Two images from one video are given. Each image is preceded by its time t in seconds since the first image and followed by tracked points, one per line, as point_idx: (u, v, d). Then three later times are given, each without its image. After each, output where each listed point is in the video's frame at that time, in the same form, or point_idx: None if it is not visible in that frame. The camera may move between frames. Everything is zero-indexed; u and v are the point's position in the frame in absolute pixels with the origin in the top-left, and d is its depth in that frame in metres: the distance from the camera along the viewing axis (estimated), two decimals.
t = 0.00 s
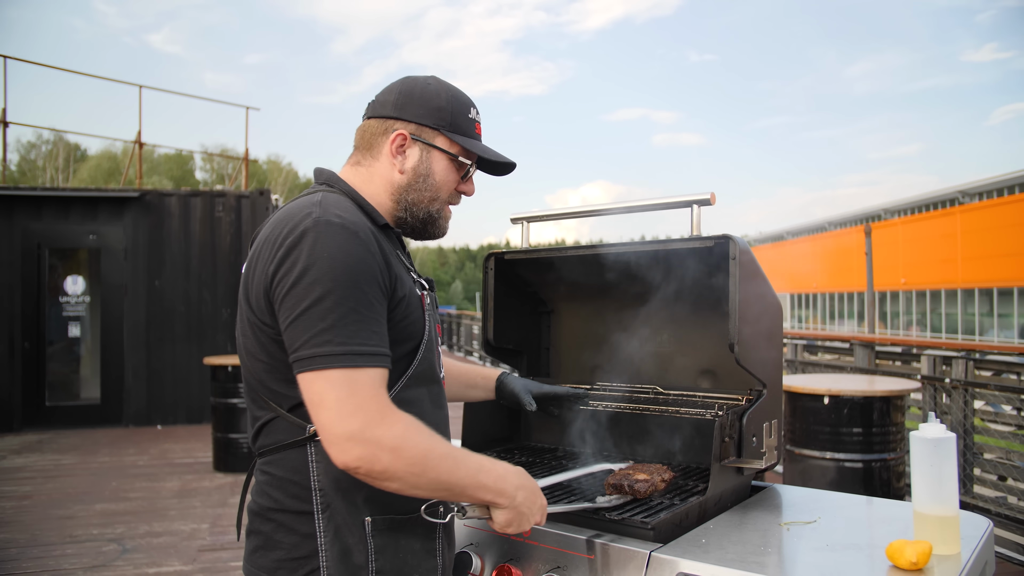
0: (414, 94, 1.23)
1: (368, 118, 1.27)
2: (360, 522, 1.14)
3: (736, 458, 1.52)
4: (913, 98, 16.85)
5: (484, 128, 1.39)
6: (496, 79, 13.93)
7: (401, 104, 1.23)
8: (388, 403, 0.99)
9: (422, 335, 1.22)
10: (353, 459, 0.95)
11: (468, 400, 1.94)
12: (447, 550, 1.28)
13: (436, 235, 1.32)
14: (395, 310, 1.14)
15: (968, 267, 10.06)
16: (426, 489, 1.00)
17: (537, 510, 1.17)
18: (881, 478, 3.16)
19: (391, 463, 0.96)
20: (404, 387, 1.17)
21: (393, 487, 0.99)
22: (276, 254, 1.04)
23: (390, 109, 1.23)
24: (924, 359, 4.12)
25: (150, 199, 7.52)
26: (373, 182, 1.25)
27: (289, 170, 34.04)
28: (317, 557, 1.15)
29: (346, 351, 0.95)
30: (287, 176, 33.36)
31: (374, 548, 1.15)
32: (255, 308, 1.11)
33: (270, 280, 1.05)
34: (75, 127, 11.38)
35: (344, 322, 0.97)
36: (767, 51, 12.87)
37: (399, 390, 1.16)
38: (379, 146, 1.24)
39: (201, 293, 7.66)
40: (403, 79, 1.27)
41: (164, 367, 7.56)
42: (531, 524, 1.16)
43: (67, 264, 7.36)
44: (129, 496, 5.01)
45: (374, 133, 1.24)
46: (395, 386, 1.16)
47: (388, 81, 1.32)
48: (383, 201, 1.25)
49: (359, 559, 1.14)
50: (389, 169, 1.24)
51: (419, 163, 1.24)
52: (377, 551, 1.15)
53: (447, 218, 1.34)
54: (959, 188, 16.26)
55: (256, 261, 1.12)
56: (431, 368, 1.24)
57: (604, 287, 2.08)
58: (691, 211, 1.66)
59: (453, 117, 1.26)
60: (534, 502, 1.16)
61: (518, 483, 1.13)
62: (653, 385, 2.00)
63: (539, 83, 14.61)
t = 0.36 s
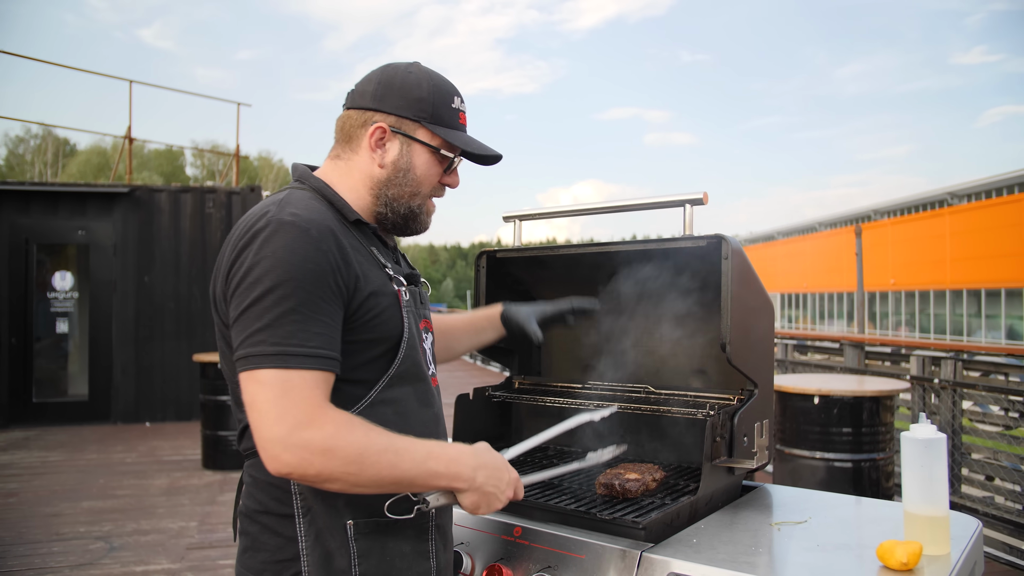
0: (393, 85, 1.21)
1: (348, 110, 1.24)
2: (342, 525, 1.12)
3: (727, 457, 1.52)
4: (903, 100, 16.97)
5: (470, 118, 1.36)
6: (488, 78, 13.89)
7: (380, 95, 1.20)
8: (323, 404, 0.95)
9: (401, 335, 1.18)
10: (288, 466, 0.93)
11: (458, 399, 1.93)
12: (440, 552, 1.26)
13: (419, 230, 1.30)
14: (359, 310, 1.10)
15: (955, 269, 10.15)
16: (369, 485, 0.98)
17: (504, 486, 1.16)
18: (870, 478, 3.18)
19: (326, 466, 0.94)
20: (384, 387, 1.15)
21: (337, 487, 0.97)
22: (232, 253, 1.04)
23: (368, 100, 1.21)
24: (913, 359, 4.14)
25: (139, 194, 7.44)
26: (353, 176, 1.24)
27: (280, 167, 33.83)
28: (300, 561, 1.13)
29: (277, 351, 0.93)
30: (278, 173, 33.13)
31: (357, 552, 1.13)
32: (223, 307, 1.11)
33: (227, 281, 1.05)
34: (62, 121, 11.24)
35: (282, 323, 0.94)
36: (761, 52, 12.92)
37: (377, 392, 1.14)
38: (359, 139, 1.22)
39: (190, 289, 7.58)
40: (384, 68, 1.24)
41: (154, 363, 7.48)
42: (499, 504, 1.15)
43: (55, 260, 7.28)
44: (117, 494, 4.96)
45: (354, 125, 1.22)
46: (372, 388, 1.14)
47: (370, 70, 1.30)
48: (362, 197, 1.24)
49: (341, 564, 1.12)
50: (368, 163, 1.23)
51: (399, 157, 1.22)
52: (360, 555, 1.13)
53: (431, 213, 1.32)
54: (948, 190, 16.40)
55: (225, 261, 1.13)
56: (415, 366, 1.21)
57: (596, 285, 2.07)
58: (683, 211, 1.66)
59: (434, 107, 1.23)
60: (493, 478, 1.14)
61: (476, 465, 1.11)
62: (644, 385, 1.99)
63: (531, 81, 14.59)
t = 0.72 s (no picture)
0: (369, 77, 1.19)
1: (325, 104, 1.23)
2: (333, 527, 1.10)
3: (719, 457, 1.51)
4: (895, 101, 17.07)
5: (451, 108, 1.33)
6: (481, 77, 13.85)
7: (356, 87, 1.18)
8: (282, 413, 0.94)
9: (385, 333, 1.15)
10: (246, 476, 0.92)
11: (451, 399, 1.92)
12: (437, 551, 1.24)
13: (402, 224, 1.28)
14: (335, 312, 1.07)
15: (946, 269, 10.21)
16: (326, 497, 0.95)
17: (472, 502, 1.07)
18: (861, 478, 3.19)
19: (279, 478, 0.93)
20: (375, 384, 1.14)
21: (296, 496, 0.95)
22: (204, 256, 1.04)
23: (344, 94, 1.19)
24: (905, 359, 4.15)
25: (131, 192, 7.36)
26: (333, 170, 1.22)
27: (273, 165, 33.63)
28: (290, 563, 1.11)
29: (235, 359, 0.93)
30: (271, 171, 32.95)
31: (349, 554, 1.11)
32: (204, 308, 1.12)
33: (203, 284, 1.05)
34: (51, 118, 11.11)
35: (241, 329, 0.94)
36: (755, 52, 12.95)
37: (364, 392, 1.12)
38: (336, 133, 1.20)
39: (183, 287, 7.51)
40: (360, 60, 1.23)
41: (145, 362, 7.41)
42: (463, 523, 1.06)
43: (46, 257, 7.22)
44: (108, 492, 4.91)
45: (330, 119, 1.20)
46: (359, 389, 1.12)
47: (348, 62, 1.28)
48: (342, 192, 1.22)
49: (332, 565, 1.10)
50: (347, 158, 1.21)
51: (378, 150, 1.20)
52: (352, 557, 1.11)
53: (416, 208, 1.30)
54: (939, 190, 16.50)
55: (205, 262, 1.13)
56: (403, 364, 1.18)
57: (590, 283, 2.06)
58: (677, 210, 1.65)
59: (411, 98, 1.21)
60: (462, 495, 1.06)
61: (440, 478, 1.04)
62: (635, 385, 1.98)
63: (525, 80, 14.53)
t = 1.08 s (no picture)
0: (330, 66, 1.21)
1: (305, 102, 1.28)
2: (318, 524, 1.08)
3: (714, 457, 1.50)
4: (890, 102, 17.14)
5: (423, 84, 1.26)
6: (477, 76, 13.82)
7: (320, 78, 1.21)
8: (254, 392, 0.93)
9: (371, 325, 1.14)
10: (217, 455, 0.91)
11: (445, 397, 1.91)
12: (428, 549, 1.23)
13: (375, 206, 1.21)
14: (318, 301, 1.07)
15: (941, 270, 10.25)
16: (302, 474, 0.94)
17: (455, 475, 1.07)
18: (856, 477, 3.19)
19: (249, 455, 0.91)
20: (357, 378, 1.12)
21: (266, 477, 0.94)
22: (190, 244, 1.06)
23: (312, 88, 1.23)
24: (900, 359, 4.15)
25: (126, 190, 7.29)
26: (310, 163, 1.24)
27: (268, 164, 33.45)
28: (275, 562, 1.10)
29: (212, 339, 0.93)
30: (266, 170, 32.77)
31: (335, 553, 1.09)
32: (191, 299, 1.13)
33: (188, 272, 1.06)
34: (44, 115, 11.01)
35: (219, 309, 0.94)
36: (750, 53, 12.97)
37: (351, 384, 1.11)
38: (308, 123, 1.23)
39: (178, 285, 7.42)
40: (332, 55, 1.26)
41: (140, 360, 7.33)
42: (448, 496, 1.05)
43: (41, 255, 7.17)
44: (102, 491, 4.88)
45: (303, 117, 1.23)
46: (346, 380, 1.12)
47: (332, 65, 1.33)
48: (316, 180, 1.22)
49: (317, 564, 1.08)
50: (318, 146, 1.22)
51: (336, 130, 1.18)
52: (338, 555, 1.09)
53: (390, 190, 1.22)
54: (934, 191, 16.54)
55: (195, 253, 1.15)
56: (390, 357, 1.17)
57: (586, 283, 2.06)
58: (673, 210, 1.64)
59: (365, 73, 1.17)
60: (443, 470, 1.05)
61: (418, 453, 1.03)
62: (632, 383, 1.97)
63: (520, 79, 14.50)
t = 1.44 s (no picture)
0: (314, 68, 1.23)
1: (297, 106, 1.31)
2: (291, 526, 1.08)
3: (712, 457, 1.50)
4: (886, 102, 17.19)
5: (402, 78, 1.24)
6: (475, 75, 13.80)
7: (305, 80, 1.24)
8: (216, 393, 0.93)
9: (349, 326, 1.13)
10: (176, 454, 0.91)
11: (442, 395, 1.91)
12: (413, 554, 1.21)
13: (352, 202, 1.19)
14: (293, 301, 1.06)
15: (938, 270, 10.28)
16: (256, 482, 0.92)
17: (412, 503, 0.99)
18: (853, 477, 3.19)
19: (205, 458, 0.90)
20: (335, 380, 1.10)
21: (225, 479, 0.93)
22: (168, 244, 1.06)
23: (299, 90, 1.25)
24: (896, 359, 4.16)
25: (123, 188, 7.29)
26: (296, 161, 1.25)
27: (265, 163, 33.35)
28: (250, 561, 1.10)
29: (177, 337, 0.92)
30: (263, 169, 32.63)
31: (307, 555, 1.08)
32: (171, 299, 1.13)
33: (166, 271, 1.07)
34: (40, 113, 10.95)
35: (187, 307, 0.94)
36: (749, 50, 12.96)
37: (329, 384, 1.10)
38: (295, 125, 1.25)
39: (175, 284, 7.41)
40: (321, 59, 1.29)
41: (136, 359, 7.31)
42: (401, 525, 0.99)
43: (36, 254, 7.13)
44: (98, 490, 4.86)
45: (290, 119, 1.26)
46: (324, 379, 1.10)
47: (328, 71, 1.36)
48: (300, 180, 1.23)
49: (291, 565, 1.08)
50: (302, 145, 1.24)
51: (314, 128, 1.19)
52: (310, 557, 1.08)
53: (367, 185, 1.20)
54: (930, 191, 16.58)
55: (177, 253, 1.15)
56: (371, 358, 1.15)
57: (584, 282, 2.06)
58: (671, 209, 1.64)
59: (340, 69, 1.18)
60: (402, 497, 0.98)
61: (375, 477, 0.97)
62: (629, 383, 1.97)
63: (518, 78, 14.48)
